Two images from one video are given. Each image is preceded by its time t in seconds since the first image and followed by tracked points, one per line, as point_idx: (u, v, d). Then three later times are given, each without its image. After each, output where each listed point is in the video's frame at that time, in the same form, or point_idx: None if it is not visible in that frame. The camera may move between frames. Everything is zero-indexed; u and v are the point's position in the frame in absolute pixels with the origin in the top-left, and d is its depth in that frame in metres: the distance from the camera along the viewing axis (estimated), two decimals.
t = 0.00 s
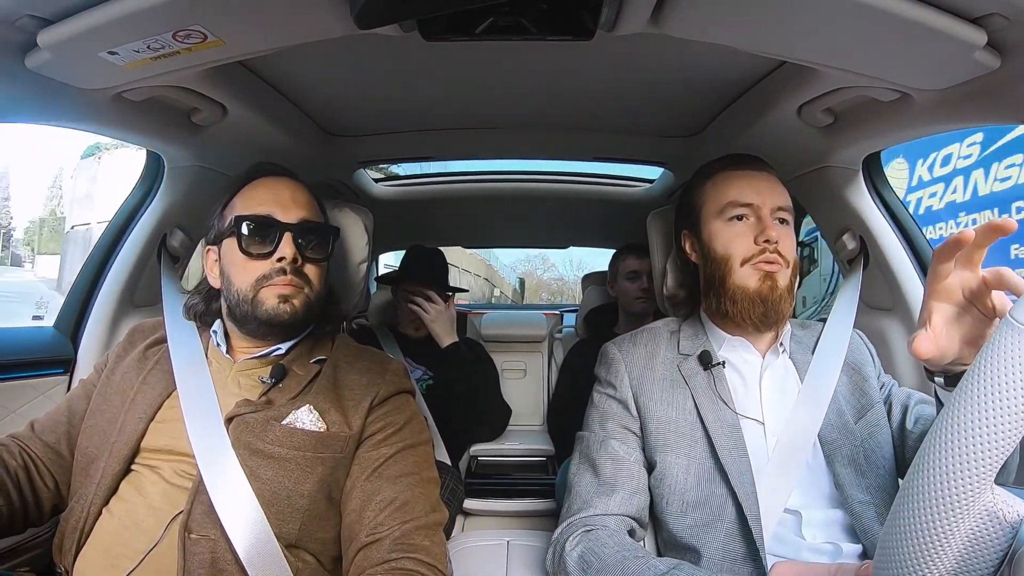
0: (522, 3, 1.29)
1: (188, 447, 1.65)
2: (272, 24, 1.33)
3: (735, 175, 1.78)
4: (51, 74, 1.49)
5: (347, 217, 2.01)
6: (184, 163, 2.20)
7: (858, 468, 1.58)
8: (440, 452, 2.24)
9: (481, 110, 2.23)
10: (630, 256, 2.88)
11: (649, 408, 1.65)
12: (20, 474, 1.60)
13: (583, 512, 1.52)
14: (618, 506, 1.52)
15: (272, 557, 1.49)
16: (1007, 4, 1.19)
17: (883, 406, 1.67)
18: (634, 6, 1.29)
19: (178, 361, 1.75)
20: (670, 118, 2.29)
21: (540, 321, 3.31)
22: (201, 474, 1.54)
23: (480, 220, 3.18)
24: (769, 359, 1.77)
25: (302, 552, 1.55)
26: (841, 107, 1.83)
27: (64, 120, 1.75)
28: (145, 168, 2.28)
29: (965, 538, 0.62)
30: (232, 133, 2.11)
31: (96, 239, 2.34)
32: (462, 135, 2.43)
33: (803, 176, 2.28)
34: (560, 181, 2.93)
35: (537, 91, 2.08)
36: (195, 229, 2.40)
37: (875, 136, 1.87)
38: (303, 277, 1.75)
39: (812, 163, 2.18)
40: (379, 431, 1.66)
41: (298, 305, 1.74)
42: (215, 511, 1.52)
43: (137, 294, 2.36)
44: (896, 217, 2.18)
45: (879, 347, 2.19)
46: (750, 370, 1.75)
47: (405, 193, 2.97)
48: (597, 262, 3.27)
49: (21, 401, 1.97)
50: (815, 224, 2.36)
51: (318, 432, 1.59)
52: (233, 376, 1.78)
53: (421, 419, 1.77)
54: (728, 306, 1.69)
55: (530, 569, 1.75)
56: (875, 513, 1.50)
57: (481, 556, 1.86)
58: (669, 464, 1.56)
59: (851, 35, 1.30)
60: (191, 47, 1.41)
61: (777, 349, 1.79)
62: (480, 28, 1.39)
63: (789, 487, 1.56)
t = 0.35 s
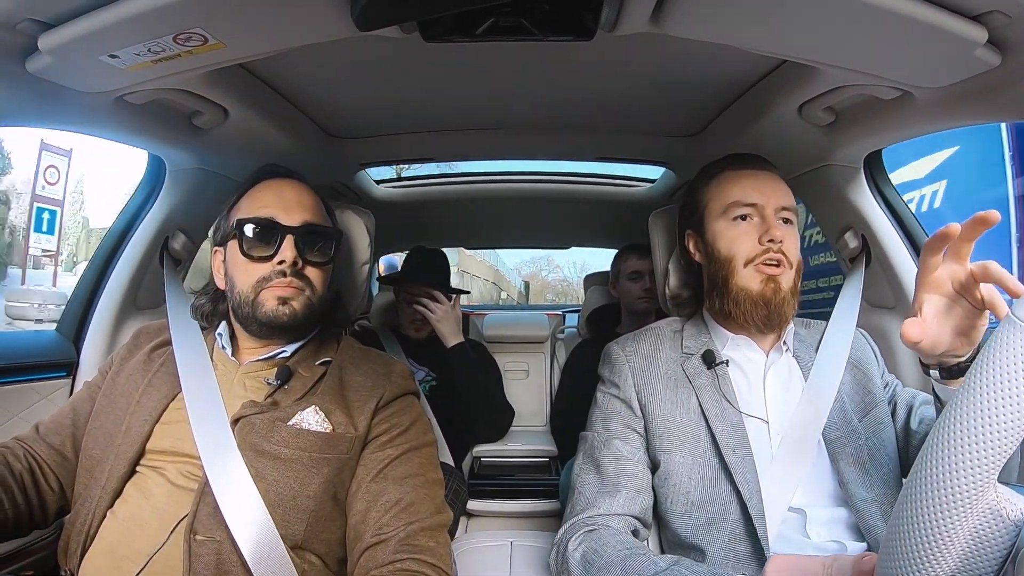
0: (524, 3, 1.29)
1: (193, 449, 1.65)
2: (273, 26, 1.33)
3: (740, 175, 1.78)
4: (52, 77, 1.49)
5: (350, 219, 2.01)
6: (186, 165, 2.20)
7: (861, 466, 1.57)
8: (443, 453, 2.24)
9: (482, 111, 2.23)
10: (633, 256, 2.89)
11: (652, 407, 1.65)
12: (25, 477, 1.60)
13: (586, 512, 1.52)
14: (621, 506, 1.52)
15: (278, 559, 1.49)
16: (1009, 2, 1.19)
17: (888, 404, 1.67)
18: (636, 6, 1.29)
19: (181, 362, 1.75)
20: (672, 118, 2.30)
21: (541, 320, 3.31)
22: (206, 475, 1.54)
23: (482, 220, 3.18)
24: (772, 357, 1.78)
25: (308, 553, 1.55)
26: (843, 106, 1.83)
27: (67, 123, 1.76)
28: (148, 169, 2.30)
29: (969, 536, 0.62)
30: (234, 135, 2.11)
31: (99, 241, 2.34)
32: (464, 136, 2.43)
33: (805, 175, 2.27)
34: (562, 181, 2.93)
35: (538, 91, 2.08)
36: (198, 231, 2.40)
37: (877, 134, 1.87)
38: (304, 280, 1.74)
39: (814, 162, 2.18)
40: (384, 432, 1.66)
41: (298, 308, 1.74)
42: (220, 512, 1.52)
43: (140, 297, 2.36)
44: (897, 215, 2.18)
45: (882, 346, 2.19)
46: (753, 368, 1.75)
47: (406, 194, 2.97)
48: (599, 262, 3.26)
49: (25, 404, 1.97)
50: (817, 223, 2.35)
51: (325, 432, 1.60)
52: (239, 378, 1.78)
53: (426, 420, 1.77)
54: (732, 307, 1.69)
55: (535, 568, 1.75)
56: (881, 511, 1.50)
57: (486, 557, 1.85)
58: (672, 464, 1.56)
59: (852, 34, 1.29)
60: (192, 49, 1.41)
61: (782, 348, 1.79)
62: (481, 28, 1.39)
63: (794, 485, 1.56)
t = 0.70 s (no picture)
0: (523, 5, 1.29)
1: (192, 452, 1.65)
2: (272, 28, 1.33)
3: (738, 176, 1.78)
4: (51, 79, 1.49)
5: (348, 221, 2.02)
6: (186, 167, 2.20)
7: (864, 467, 1.57)
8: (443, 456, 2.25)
9: (482, 112, 2.23)
10: (636, 256, 2.89)
11: (651, 408, 1.65)
12: (25, 480, 1.60)
13: (586, 511, 1.52)
14: (620, 506, 1.51)
15: (278, 561, 1.49)
16: (1009, 2, 1.19)
17: (889, 404, 1.67)
18: (635, 7, 1.29)
19: (180, 363, 1.75)
20: (671, 120, 2.29)
21: (541, 322, 3.31)
22: (204, 476, 1.54)
23: (482, 222, 3.18)
24: (774, 357, 1.77)
25: (306, 555, 1.55)
26: (842, 107, 1.83)
27: (66, 124, 1.75)
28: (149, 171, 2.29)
29: (972, 536, 0.62)
30: (234, 137, 2.11)
31: (100, 243, 2.33)
32: (464, 138, 2.43)
33: (805, 176, 2.27)
34: (562, 183, 2.93)
35: (539, 93, 2.08)
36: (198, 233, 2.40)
37: (877, 135, 1.87)
38: (279, 283, 1.74)
39: (813, 162, 2.18)
40: (383, 434, 1.66)
41: (271, 312, 1.72)
42: (219, 514, 1.52)
43: (140, 298, 2.36)
44: (899, 216, 2.17)
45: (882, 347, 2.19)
46: (753, 369, 1.75)
47: (406, 195, 2.97)
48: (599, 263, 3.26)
49: (26, 405, 1.98)
50: (817, 224, 2.35)
51: (323, 434, 1.60)
52: (238, 380, 1.79)
53: (425, 422, 1.76)
54: (730, 312, 1.70)
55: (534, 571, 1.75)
56: (882, 511, 1.50)
57: (486, 559, 1.86)
58: (672, 464, 1.56)
59: (852, 35, 1.29)
60: (192, 51, 1.41)
61: (782, 347, 1.78)
62: (480, 30, 1.39)
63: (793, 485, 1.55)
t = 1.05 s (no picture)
0: (524, 4, 1.29)
1: (190, 448, 1.65)
2: (273, 24, 1.33)
3: (688, 188, 1.77)
4: (52, 75, 1.49)
5: (349, 220, 2.01)
6: (186, 163, 2.20)
7: (860, 468, 1.56)
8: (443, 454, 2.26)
9: (483, 110, 2.23)
10: (637, 255, 2.89)
11: (645, 409, 1.65)
12: (23, 476, 1.60)
13: (582, 510, 1.52)
14: (615, 505, 1.51)
15: (275, 558, 1.48)
16: (1009, 2, 1.19)
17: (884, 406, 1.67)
18: (636, 6, 1.29)
19: (178, 361, 1.75)
20: (672, 118, 2.29)
21: (541, 320, 3.31)
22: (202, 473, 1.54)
23: (482, 220, 3.18)
24: (766, 358, 1.77)
25: (304, 552, 1.55)
26: (843, 107, 1.83)
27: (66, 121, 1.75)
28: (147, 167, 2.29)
29: (965, 542, 0.62)
30: (234, 134, 2.11)
31: (98, 240, 2.33)
32: (464, 135, 2.43)
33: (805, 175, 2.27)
34: (562, 181, 2.93)
35: (539, 91, 2.08)
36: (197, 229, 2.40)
37: (877, 135, 1.87)
38: (282, 283, 1.74)
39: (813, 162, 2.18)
40: (380, 432, 1.66)
41: (277, 313, 1.73)
42: (217, 512, 1.52)
43: (139, 294, 2.36)
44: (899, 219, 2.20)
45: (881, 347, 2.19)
46: (746, 370, 1.75)
47: (406, 193, 2.97)
48: (599, 261, 3.26)
49: (25, 402, 1.98)
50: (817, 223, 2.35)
51: (320, 432, 1.60)
52: (237, 376, 1.79)
53: (422, 419, 1.76)
54: (700, 325, 1.69)
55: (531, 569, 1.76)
56: (879, 512, 1.49)
57: (484, 557, 1.86)
58: (668, 465, 1.56)
59: (852, 34, 1.29)
60: (192, 47, 1.41)
61: (775, 349, 1.78)
62: (481, 29, 1.39)
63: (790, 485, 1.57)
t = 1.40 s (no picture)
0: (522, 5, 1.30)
1: (188, 452, 1.65)
2: (272, 27, 1.33)
3: (687, 194, 1.76)
4: (51, 78, 1.49)
5: (347, 221, 2.01)
6: (184, 167, 2.20)
7: (861, 473, 1.55)
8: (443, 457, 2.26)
9: (482, 112, 2.23)
10: (635, 257, 2.90)
11: (644, 411, 1.65)
12: (21, 481, 1.60)
13: (582, 514, 1.52)
14: (618, 508, 1.52)
15: (273, 562, 1.49)
16: (1008, 3, 1.19)
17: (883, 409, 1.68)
18: (634, 9, 1.29)
19: (177, 366, 1.75)
20: (670, 120, 2.29)
21: (540, 322, 3.31)
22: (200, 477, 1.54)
23: (480, 222, 3.18)
24: (768, 362, 1.76)
25: (302, 556, 1.55)
26: (840, 108, 1.83)
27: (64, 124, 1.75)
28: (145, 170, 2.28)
29: (964, 543, 0.63)
30: (234, 137, 2.11)
31: (95, 243, 2.32)
32: (463, 138, 2.43)
33: (804, 177, 2.28)
34: (561, 183, 2.93)
35: (538, 93, 2.08)
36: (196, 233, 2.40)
37: (876, 136, 1.87)
38: (295, 283, 1.75)
39: (812, 163, 2.18)
40: (378, 435, 1.66)
41: (290, 312, 1.74)
42: (216, 517, 1.52)
43: (138, 298, 2.36)
44: (897, 219, 2.19)
45: (880, 348, 2.19)
46: (745, 374, 1.73)
47: (405, 195, 2.97)
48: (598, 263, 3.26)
49: (22, 406, 1.98)
50: (815, 224, 2.35)
51: (319, 436, 1.60)
52: (234, 380, 1.79)
53: (420, 423, 1.76)
54: (698, 332, 1.68)
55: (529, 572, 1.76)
56: (877, 515, 1.50)
57: (483, 559, 1.86)
58: (668, 468, 1.56)
59: (850, 36, 1.29)
60: (191, 51, 1.41)
61: (777, 352, 1.78)
62: (479, 31, 1.39)
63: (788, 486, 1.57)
